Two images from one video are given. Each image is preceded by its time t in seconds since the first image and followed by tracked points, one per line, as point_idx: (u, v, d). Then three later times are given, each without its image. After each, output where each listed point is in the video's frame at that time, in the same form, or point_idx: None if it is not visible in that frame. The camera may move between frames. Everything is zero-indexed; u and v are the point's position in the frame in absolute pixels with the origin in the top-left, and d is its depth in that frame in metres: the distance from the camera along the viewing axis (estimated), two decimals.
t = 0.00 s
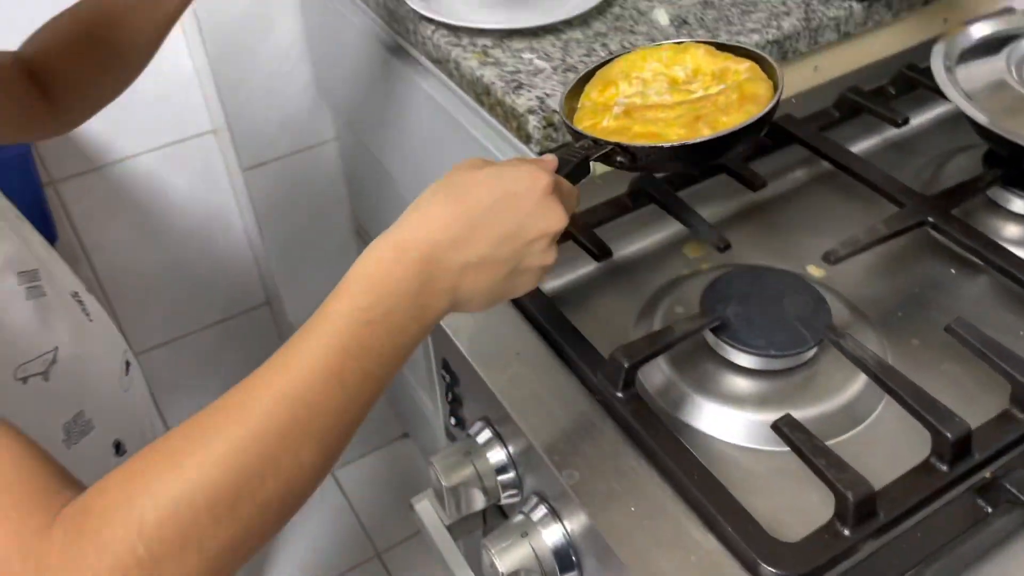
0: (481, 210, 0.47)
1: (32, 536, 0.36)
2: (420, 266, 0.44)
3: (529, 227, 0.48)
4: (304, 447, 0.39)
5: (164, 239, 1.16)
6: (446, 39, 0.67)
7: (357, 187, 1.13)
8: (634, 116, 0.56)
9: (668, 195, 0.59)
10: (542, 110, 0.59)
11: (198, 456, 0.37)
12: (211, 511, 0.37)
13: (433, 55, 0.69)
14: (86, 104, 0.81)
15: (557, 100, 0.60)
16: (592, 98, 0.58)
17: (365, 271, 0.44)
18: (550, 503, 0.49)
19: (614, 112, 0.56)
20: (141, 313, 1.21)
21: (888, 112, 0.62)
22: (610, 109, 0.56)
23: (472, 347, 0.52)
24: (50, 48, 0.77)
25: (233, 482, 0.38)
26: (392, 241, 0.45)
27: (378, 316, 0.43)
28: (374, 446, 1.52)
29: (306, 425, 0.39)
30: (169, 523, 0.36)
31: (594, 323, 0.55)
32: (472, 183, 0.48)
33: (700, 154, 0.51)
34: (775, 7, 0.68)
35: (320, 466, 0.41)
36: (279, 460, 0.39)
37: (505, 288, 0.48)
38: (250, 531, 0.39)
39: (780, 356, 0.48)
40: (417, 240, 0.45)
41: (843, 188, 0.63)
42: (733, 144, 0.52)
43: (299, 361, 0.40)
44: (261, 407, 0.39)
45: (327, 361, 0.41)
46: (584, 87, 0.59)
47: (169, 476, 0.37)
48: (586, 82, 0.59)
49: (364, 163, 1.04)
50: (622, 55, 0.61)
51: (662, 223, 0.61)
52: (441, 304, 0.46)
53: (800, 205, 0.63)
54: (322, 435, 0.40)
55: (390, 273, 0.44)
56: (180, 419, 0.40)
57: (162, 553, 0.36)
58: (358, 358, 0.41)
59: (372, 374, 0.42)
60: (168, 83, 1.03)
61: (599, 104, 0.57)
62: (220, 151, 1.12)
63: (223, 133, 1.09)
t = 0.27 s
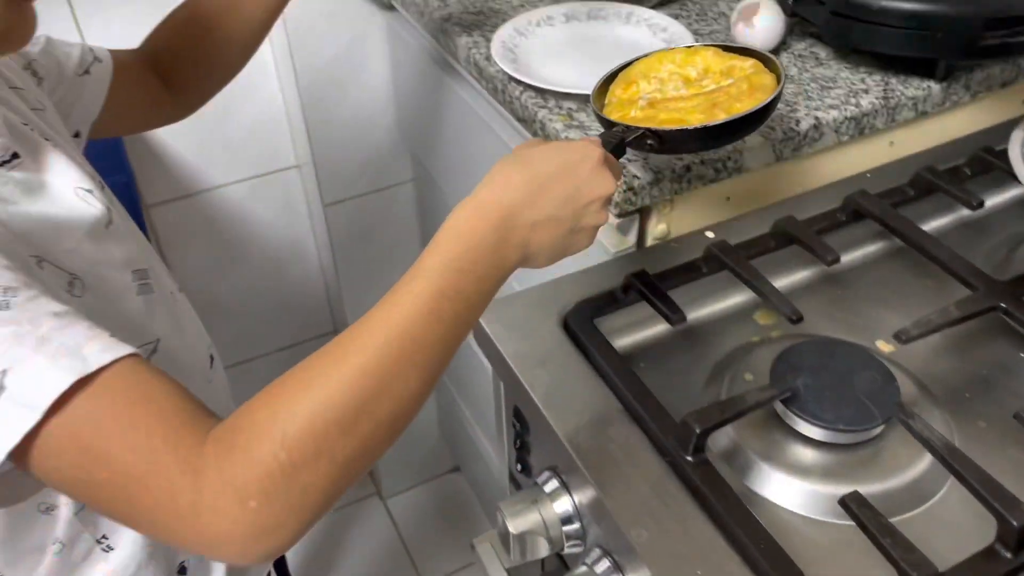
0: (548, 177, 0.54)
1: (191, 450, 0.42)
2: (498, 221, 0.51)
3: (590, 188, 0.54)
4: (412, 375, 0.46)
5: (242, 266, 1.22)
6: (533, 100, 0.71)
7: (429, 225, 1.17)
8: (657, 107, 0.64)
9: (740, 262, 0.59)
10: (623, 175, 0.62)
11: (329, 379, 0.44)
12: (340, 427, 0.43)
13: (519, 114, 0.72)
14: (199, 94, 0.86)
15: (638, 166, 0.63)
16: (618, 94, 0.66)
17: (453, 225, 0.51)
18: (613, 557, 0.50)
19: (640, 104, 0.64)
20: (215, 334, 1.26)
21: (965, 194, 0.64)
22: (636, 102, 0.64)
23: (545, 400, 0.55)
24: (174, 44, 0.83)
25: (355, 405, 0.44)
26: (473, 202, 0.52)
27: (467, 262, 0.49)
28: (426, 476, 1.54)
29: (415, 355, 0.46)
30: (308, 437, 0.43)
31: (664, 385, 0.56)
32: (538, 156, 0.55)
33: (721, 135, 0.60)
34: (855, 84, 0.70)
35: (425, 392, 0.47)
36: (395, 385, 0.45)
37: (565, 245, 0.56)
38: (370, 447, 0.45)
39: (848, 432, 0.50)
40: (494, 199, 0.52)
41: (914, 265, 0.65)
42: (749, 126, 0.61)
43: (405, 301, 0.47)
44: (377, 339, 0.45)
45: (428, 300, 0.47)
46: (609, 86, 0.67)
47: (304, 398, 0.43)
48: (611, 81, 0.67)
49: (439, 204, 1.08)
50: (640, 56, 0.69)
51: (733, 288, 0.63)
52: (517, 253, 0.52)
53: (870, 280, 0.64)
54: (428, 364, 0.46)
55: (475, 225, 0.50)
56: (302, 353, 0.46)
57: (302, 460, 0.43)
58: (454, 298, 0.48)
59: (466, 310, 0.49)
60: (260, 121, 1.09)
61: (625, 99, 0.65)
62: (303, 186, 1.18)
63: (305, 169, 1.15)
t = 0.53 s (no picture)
0: (611, 153, 0.57)
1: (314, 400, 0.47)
2: (569, 190, 0.55)
3: (650, 163, 0.58)
4: (506, 325, 0.49)
5: (299, 289, 1.23)
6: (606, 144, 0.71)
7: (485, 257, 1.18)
8: (696, 109, 0.68)
9: (813, 314, 0.59)
10: (697, 222, 0.62)
11: (432, 330, 0.48)
12: (448, 371, 0.48)
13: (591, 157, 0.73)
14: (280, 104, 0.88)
15: (712, 213, 0.63)
16: (659, 100, 0.71)
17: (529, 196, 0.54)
18: None
19: (680, 108, 0.69)
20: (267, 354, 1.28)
21: None
22: (677, 106, 0.69)
23: (615, 446, 0.54)
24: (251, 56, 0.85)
25: (457, 354, 0.48)
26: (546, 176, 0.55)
27: (548, 224, 0.53)
28: (465, 505, 1.54)
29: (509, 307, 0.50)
30: (417, 382, 0.47)
31: (735, 436, 0.56)
32: (601, 137, 0.59)
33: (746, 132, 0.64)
34: (931, 137, 0.70)
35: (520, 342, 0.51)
36: (493, 334, 0.49)
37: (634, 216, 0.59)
38: (474, 391, 0.49)
39: (927, 495, 0.49)
40: (566, 172, 0.55)
41: (990, 323, 0.63)
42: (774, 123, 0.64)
43: (495, 260, 0.51)
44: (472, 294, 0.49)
45: (517, 257, 0.51)
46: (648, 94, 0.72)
47: (410, 348, 0.48)
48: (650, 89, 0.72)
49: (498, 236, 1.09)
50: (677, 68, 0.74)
51: (806, 339, 0.62)
52: (590, 220, 0.56)
53: (946, 337, 0.63)
54: (520, 315, 0.50)
55: (551, 193, 0.54)
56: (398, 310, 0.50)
57: (415, 403, 0.47)
58: (540, 256, 0.52)
59: (549, 267, 0.52)
60: (324, 148, 1.10)
61: (665, 103, 0.70)
62: (361, 212, 1.19)
63: (365, 196, 1.16)
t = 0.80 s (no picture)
0: (664, 136, 0.61)
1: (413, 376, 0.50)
2: (630, 169, 0.58)
3: (700, 145, 0.62)
4: (584, 297, 0.53)
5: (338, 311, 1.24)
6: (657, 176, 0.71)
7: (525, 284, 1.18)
8: (724, 112, 0.71)
9: (871, 352, 0.58)
10: (753, 256, 0.62)
11: (518, 303, 0.51)
12: (538, 339, 0.51)
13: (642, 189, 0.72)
14: (316, 128, 0.88)
15: (768, 248, 0.62)
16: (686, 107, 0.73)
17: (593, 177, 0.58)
18: None
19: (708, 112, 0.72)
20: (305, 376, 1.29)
21: None
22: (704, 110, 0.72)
23: (670, 483, 0.53)
24: (292, 84, 0.86)
25: (541, 329, 0.51)
26: (606, 159, 0.59)
27: (613, 200, 0.56)
28: (497, 532, 1.53)
29: (587, 275, 0.53)
30: (509, 352, 0.50)
31: (792, 477, 0.54)
32: (657, 121, 0.62)
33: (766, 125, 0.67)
34: (989, 176, 0.69)
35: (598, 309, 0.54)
36: (574, 302, 0.52)
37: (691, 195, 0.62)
38: (560, 360, 0.52)
39: (991, 543, 0.48)
40: (625, 153, 0.59)
41: None
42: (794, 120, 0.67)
43: (568, 235, 0.54)
44: (551, 267, 0.52)
45: (590, 231, 0.54)
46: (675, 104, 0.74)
47: (498, 321, 0.51)
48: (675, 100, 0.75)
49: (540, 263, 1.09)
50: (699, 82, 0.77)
51: (862, 377, 0.61)
52: (651, 198, 0.59)
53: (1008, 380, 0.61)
54: (598, 284, 0.53)
55: (614, 174, 0.58)
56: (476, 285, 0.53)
57: (510, 371, 0.50)
58: (610, 229, 0.55)
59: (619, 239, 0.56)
60: (368, 172, 1.11)
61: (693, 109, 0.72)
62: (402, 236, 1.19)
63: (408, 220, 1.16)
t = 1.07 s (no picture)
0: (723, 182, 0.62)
1: (493, 417, 0.53)
2: (691, 215, 0.60)
3: (762, 189, 0.63)
4: (655, 336, 0.55)
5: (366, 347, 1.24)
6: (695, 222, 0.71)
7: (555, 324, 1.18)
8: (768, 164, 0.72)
9: (916, 406, 0.57)
10: (795, 306, 0.61)
11: (591, 345, 0.54)
12: (613, 379, 0.53)
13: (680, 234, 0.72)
14: (350, 179, 0.92)
15: (810, 298, 0.62)
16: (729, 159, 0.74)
17: (656, 222, 0.60)
18: None
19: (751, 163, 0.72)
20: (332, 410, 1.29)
21: None
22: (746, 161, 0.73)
23: (715, 539, 0.52)
24: (334, 133, 0.90)
25: (616, 368, 0.54)
26: (668, 204, 0.61)
27: (677, 245, 0.58)
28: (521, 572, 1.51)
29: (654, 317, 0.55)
30: (587, 390, 0.53)
31: (840, 534, 0.53)
32: (715, 166, 0.64)
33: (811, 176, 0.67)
34: None
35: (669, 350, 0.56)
36: (645, 343, 0.55)
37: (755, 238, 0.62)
38: (636, 398, 0.55)
39: None
40: (688, 199, 0.61)
41: None
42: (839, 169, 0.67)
43: (635, 279, 0.56)
44: (620, 309, 0.55)
45: (655, 274, 0.57)
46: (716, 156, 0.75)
47: (572, 363, 0.54)
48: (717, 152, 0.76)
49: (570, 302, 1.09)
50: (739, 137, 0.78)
51: (906, 430, 0.60)
52: (713, 237, 0.60)
53: None
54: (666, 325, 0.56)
55: (675, 220, 0.60)
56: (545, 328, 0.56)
57: (587, 410, 0.53)
58: (675, 272, 0.57)
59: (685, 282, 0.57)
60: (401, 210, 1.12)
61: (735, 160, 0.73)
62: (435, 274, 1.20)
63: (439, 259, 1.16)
